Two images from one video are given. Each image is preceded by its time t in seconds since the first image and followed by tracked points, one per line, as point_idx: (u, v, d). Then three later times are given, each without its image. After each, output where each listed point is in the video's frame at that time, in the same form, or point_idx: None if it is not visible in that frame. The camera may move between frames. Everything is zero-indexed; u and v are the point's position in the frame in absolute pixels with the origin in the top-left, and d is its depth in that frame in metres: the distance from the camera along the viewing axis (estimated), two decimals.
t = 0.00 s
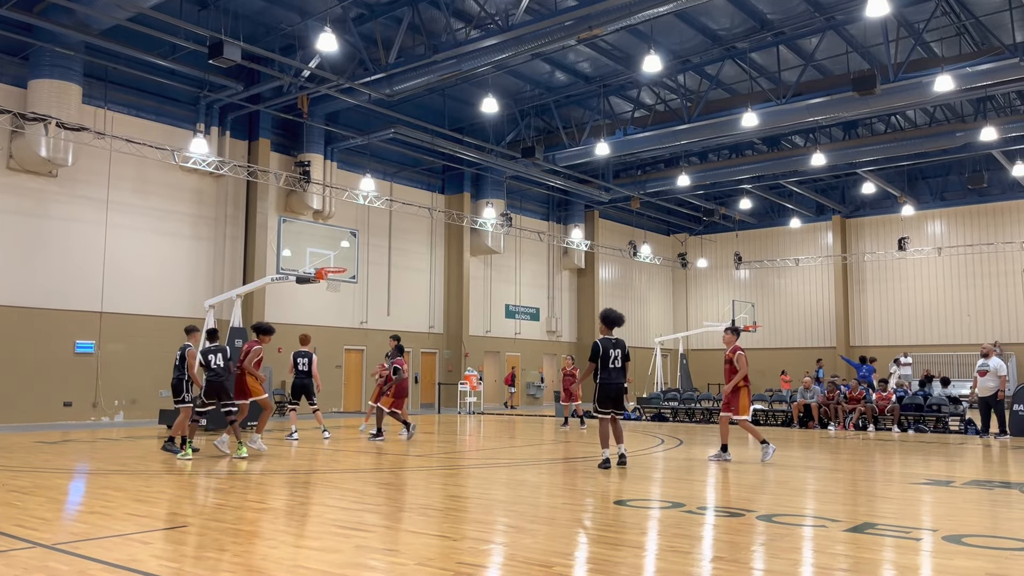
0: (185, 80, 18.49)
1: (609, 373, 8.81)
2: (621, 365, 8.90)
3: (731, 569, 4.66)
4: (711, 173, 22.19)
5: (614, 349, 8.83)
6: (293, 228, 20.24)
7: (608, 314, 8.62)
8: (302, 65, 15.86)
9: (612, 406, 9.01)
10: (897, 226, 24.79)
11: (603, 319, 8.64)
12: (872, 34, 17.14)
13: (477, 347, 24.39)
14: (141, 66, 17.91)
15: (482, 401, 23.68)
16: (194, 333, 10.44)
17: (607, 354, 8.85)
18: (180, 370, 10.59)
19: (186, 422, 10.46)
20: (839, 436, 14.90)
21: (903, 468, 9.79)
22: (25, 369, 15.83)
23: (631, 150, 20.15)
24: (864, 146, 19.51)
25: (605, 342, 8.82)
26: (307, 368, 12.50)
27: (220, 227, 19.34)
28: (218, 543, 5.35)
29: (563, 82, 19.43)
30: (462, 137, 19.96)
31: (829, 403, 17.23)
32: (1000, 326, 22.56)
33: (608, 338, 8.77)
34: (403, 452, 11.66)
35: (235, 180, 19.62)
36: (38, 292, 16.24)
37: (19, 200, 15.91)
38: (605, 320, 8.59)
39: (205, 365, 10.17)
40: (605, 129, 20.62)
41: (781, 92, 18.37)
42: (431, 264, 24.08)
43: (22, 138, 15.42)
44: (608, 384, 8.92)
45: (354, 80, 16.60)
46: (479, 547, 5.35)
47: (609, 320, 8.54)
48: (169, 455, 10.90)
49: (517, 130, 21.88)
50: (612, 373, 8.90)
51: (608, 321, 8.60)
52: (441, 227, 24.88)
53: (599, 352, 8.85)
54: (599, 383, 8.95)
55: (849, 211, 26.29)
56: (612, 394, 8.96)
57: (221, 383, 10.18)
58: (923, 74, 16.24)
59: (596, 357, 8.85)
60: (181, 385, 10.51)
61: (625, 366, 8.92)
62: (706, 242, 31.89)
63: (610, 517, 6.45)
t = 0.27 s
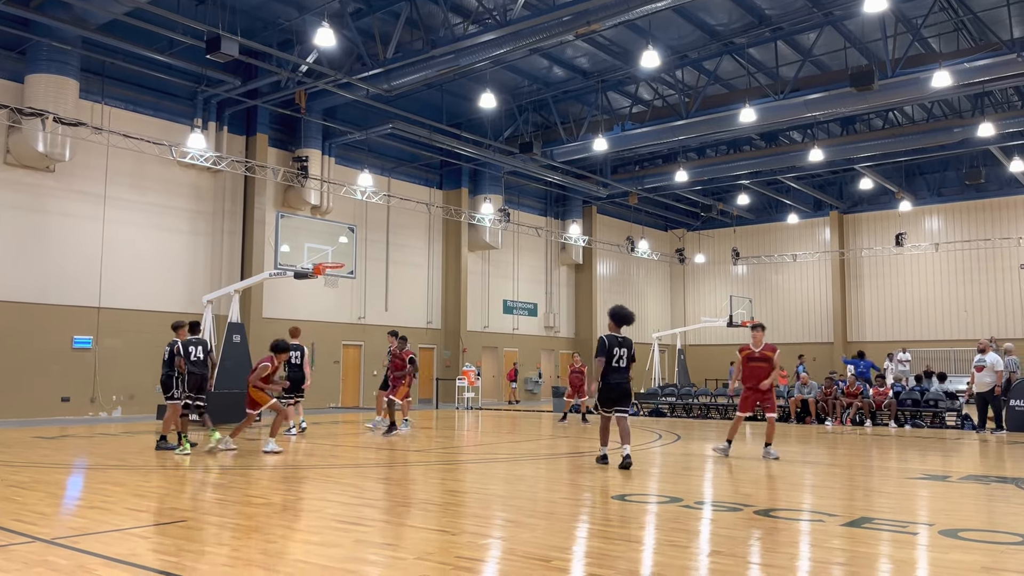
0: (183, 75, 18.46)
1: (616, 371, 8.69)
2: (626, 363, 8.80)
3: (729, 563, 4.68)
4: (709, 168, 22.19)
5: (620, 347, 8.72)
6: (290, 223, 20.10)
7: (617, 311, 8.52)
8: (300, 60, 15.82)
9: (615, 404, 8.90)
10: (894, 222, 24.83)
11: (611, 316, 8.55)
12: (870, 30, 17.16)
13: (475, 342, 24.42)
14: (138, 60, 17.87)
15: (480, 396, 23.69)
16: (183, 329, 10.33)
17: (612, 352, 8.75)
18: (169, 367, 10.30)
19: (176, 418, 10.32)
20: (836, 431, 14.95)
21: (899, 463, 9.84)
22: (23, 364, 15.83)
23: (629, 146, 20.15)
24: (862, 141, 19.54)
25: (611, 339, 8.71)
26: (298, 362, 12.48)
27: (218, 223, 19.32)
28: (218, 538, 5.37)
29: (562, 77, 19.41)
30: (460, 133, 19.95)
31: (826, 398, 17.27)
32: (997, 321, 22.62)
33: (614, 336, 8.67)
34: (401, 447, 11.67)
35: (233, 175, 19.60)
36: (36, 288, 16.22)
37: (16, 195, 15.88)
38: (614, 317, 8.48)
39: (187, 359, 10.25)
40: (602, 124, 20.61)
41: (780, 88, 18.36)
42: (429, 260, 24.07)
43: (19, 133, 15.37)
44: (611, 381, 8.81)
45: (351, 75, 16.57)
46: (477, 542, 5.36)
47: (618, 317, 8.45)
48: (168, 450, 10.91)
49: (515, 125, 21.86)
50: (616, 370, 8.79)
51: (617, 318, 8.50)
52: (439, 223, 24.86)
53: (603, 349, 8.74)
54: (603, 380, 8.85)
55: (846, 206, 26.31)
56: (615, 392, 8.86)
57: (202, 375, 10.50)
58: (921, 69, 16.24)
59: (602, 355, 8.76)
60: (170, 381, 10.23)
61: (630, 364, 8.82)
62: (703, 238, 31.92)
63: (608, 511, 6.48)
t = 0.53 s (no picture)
0: (182, 71, 18.44)
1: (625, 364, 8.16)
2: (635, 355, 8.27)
3: (728, 560, 4.70)
4: (709, 165, 22.18)
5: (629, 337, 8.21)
6: (292, 221, 19.76)
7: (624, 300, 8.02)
8: (299, 56, 15.80)
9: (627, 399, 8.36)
10: (893, 219, 24.86)
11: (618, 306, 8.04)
12: (870, 26, 17.18)
13: (474, 339, 24.45)
14: (137, 57, 17.85)
15: (479, 393, 23.70)
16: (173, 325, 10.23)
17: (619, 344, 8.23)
18: (159, 363, 10.27)
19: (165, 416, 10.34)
20: (835, 428, 14.98)
21: (898, 460, 9.86)
22: (22, 361, 15.83)
23: (628, 142, 20.14)
24: (861, 138, 19.56)
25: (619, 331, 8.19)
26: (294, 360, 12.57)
27: (217, 219, 19.33)
28: (219, 535, 5.39)
29: (561, 74, 19.41)
30: (460, 129, 19.95)
31: (826, 395, 17.29)
32: (995, 318, 22.66)
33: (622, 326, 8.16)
34: (401, 444, 11.67)
35: (232, 172, 19.59)
36: (35, 285, 16.21)
37: (15, 191, 15.89)
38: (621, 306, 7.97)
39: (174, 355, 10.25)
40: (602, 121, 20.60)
41: (779, 85, 18.35)
42: (428, 257, 24.09)
43: (19, 129, 15.36)
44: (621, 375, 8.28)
45: (351, 72, 16.55)
46: (479, 538, 5.37)
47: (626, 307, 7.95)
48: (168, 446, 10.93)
49: (515, 122, 21.86)
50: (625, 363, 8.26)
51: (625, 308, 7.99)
52: (439, 219, 24.86)
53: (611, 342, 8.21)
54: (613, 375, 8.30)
55: (845, 203, 26.33)
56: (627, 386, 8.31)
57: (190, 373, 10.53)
58: (921, 66, 16.23)
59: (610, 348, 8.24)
60: (161, 378, 10.20)
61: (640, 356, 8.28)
62: (703, 234, 31.94)
63: (608, 508, 6.49)
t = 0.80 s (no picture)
0: (183, 69, 18.42)
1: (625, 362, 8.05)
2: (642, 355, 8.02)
3: (731, 557, 4.70)
4: (710, 163, 22.15)
5: (636, 337, 8.00)
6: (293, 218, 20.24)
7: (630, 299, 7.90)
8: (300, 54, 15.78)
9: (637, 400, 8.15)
10: (895, 217, 24.84)
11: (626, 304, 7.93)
12: (872, 24, 17.15)
13: (475, 337, 24.44)
14: (138, 54, 17.83)
15: (481, 391, 23.70)
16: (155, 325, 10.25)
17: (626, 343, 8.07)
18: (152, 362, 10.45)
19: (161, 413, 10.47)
20: (836, 426, 14.97)
21: (900, 458, 9.86)
22: (24, 359, 15.84)
23: (629, 140, 20.12)
24: (863, 136, 19.54)
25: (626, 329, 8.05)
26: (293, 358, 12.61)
27: (218, 218, 19.32)
28: (222, 532, 5.39)
29: (562, 72, 19.39)
30: (461, 127, 19.94)
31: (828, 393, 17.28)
32: (997, 317, 22.64)
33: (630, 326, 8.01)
34: (403, 441, 11.67)
35: (233, 170, 19.58)
36: (36, 283, 16.20)
37: (17, 189, 15.89)
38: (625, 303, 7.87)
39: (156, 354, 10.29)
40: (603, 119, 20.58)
41: (781, 83, 18.32)
42: (429, 255, 24.08)
43: (20, 127, 15.35)
44: (628, 374, 8.10)
45: (352, 70, 16.54)
46: (480, 536, 5.37)
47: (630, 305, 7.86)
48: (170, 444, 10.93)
49: (516, 120, 21.85)
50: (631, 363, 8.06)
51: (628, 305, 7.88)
52: (440, 217, 24.85)
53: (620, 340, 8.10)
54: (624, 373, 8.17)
55: (847, 201, 26.31)
56: (638, 386, 8.10)
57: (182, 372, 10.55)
58: (923, 64, 16.20)
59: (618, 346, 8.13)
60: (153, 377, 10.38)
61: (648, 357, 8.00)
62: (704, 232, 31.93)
63: (610, 506, 6.49)
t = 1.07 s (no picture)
0: (185, 67, 18.40)
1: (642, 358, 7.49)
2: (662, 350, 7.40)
3: (733, 555, 4.69)
4: (712, 161, 22.12)
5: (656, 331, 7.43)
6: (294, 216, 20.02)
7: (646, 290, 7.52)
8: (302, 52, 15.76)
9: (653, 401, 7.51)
10: (897, 215, 24.81)
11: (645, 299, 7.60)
12: (874, 22, 17.13)
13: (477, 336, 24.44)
14: (139, 52, 17.80)
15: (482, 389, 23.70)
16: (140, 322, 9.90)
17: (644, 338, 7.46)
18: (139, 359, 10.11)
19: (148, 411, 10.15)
20: (839, 425, 14.96)
21: (903, 457, 9.83)
22: (26, 357, 15.82)
23: (631, 138, 20.09)
24: (865, 134, 19.51)
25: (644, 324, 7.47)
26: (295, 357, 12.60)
27: (220, 216, 19.30)
28: (225, 531, 5.37)
29: (564, 70, 19.36)
30: (462, 126, 19.92)
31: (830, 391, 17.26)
32: (999, 315, 22.61)
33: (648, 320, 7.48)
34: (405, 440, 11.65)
35: (235, 168, 19.56)
36: (38, 281, 16.18)
37: (18, 187, 15.87)
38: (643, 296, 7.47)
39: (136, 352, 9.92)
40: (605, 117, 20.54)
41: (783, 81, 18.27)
42: (431, 253, 24.08)
43: (21, 125, 15.34)
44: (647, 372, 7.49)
45: (353, 67, 16.52)
46: (484, 535, 5.35)
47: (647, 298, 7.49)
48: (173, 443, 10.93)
49: (517, 118, 21.82)
50: (650, 359, 7.44)
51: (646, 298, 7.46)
52: (441, 216, 24.82)
53: (635, 336, 7.55)
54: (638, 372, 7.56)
55: (848, 200, 26.29)
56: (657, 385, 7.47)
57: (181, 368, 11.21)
58: (926, 62, 16.16)
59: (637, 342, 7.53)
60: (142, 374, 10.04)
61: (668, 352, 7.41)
62: (705, 231, 31.90)
63: (614, 505, 6.47)
